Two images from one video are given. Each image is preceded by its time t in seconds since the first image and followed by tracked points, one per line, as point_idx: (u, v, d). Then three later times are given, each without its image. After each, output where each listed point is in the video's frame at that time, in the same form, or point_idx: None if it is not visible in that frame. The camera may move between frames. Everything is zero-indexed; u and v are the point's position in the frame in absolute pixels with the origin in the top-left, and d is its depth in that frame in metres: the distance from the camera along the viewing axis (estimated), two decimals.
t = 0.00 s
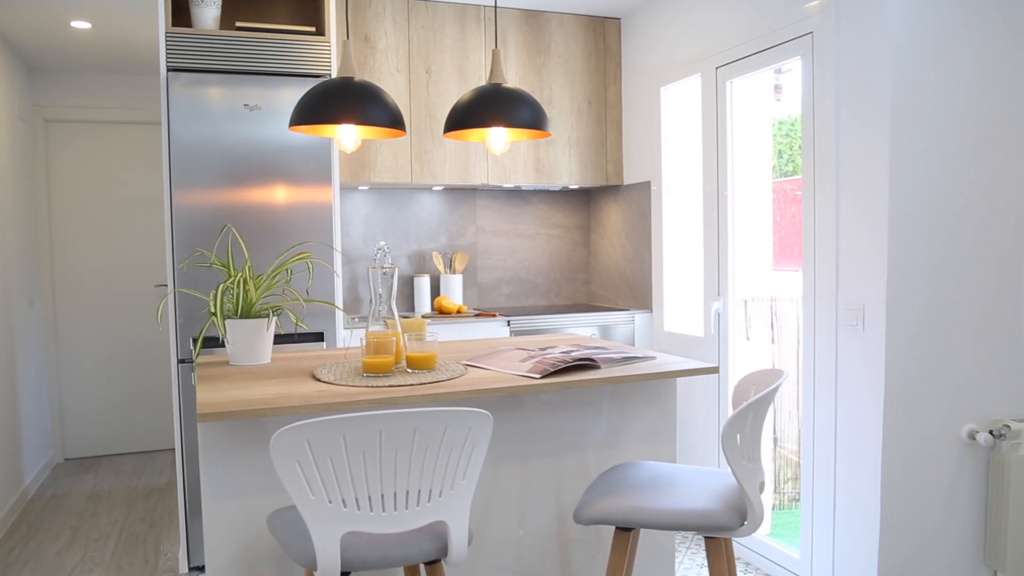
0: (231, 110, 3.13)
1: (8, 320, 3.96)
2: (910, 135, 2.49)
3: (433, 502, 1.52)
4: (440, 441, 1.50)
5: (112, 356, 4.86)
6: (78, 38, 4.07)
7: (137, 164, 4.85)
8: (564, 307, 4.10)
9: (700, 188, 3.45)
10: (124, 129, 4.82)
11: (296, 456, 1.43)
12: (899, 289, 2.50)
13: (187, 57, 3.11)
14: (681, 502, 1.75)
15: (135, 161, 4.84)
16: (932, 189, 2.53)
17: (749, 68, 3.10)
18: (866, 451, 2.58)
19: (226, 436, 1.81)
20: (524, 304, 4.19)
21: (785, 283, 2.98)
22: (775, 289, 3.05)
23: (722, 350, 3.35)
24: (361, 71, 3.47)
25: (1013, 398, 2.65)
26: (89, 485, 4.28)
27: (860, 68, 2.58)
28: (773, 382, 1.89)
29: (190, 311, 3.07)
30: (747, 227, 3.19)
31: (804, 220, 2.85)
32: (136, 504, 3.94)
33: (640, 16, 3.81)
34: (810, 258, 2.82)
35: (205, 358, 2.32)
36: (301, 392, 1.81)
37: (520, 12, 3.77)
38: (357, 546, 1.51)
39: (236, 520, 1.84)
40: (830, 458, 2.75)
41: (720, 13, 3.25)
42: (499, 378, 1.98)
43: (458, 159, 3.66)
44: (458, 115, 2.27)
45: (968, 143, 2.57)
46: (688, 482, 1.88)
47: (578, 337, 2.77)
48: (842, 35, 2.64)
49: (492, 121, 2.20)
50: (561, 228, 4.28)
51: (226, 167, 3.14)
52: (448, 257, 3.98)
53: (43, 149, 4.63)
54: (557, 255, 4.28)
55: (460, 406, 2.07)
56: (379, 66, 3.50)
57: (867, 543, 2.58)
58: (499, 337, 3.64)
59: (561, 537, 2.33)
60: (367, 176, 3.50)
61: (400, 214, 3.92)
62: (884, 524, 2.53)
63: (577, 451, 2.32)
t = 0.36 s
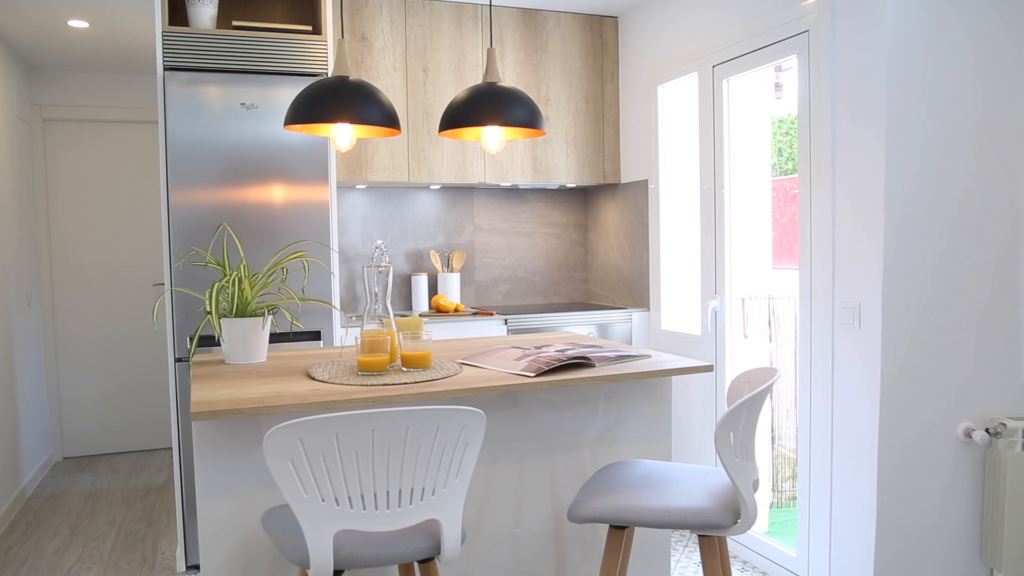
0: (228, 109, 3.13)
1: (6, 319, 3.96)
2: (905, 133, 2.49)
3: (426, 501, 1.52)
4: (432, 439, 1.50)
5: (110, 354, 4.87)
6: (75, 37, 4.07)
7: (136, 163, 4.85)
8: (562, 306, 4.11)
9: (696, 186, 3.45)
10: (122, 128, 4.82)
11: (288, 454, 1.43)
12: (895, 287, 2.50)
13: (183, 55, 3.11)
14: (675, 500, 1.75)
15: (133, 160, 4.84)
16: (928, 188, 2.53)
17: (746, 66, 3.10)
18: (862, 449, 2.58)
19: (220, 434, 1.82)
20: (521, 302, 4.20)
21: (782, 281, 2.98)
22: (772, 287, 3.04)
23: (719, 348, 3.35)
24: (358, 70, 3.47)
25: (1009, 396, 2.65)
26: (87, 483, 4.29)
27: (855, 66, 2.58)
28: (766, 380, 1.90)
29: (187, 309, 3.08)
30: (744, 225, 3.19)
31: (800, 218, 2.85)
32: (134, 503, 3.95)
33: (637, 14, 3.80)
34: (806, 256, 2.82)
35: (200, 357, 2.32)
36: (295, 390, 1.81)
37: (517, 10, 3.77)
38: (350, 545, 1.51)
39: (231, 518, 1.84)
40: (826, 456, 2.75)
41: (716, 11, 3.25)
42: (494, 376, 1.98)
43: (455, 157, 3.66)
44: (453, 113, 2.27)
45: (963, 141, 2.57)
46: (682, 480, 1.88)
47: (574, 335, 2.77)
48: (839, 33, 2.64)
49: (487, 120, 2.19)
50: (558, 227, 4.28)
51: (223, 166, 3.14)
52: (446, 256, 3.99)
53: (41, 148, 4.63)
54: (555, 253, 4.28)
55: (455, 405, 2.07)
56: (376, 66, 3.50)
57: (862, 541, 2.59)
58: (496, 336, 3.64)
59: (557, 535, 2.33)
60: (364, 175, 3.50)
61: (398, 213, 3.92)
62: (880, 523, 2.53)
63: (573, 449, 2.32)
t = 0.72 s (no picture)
0: (225, 108, 3.14)
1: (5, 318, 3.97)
2: (901, 131, 2.49)
3: (420, 499, 1.53)
4: (426, 437, 1.50)
5: (108, 353, 4.87)
6: (74, 37, 4.07)
7: (134, 162, 4.86)
8: (560, 304, 4.11)
9: (694, 184, 3.44)
10: (121, 127, 4.83)
11: (283, 453, 1.43)
12: (891, 285, 2.50)
13: (180, 54, 3.11)
14: (669, 499, 1.75)
15: (132, 159, 4.85)
16: (924, 186, 2.53)
17: (743, 65, 3.10)
18: (859, 446, 2.59)
19: (215, 433, 1.82)
20: (519, 301, 4.20)
21: (779, 279, 2.98)
22: (770, 285, 3.04)
23: (717, 345, 3.36)
24: (355, 69, 3.47)
25: (1005, 395, 2.65)
26: (86, 482, 4.29)
27: (852, 64, 2.58)
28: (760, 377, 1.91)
29: (185, 308, 3.08)
30: (741, 222, 3.19)
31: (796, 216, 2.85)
32: (133, 502, 3.95)
33: (634, 13, 3.80)
34: (803, 254, 2.82)
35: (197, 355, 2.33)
36: (290, 389, 1.82)
37: (515, 9, 3.78)
38: (343, 543, 1.52)
39: (226, 516, 1.85)
40: (823, 454, 2.75)
41: (713, 10, 3.25)
42: (489, 375, 1.98)
43: (453, 156, 3.66)
44: (449, 112, 2.27)
45: (961, 139, 2.57)
46: (677, 479, 1.88)
47: (570, 334, 2.77)
48: (835, 32, 2.64)
49: (484, 118, 2.19)
50: (556, 226, 4.28)
51: (220, 165, 3.14)
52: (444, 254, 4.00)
53: (40, 147, 4.64)
54: (553, 252, 4.28)
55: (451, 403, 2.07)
56: (374, 64, 3.50)
57: (859, 539, 2.59)
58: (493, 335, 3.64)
59: (553, 533, 2.33)
60: (362, 174, 3.50)
61: (396, 211, 3.92)
62: (876, 521, 2.53)
63: (569, 448, 2.32)
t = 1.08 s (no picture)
0: (223, 107, 3.14)
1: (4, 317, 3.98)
2: (898, 130, 2.49)
3: (414, 497, 1.53)
4: (420, 436, 1.50)
5: (107, 352, 4.88)
6: (73, 36, 4.08)
7: (134, 161, 4.86)
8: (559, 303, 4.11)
9: (692, 183, 3.45)
10: (119, 126, 4.83)
11: (277, 452, 1.43)
12: (888, 284, 2.50)
13: (178, 54, 3.11)
14: (663, 497, 1.75)
15: (131, 158, 4.85)
16: (921, 185, 2.53)
17: (740, 63, 3.10)
18: (855, 444, 2.59)
19: (210, 431, 1.82)
20: (518, 300, 4.20)
21: (776, 278, 2.99)
22: (768, 284, 3.04)
23: (714, 344, 3.36)
24: (353, 68, 3.47)
25: (1002, 393, 2.65)
26: (85, 481, 4.30)
27: (849, 62, 2.58)
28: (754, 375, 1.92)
29: (182, 307, 3.08)
30: (739, 221, 3.19)
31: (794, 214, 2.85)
32: (133, 500, 3.96)
33: (632, 12, 3.80)
34: (800, 253, 2.82)
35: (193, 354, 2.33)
36: (286, 388, 1.82)
37: (512, 8, 3.78)
38: (337, 541, 1.52)
39: (222, 515, 1.85)
40: (821, 452, 2.75)
41: (710, 9, 3.25)
42: (485, 374, 1.99)
43: (451, 155, 3.66)
44: (445, 111, 2.27)
45: (958, 137, 2.57)
46: (672, 478, 1.88)
47: (567, 332, 2.77)
48: (832, 30, 2.64)
49: (480, 117, 2.20)
50: (554, 224, 4.28)
51: (218, 164, 3.14)
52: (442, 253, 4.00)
53: (39, 147, 4.64)
54: (551, 251, 4.28)
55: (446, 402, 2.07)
56: (372, 64, 3.50)
57: (856, 537, 2.59)
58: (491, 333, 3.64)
59: (549, 532, 2.33)
60: (360, 173, 3.51)
61: (394, 210, 3.93)
62: (873, 520, 2.53)
63: (565, 446, 2.32)
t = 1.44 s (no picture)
0: (220, 106, 3.14)
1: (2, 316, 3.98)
2: (895, 129, 2.49)
3: (408, 495, 1.53)
4: (414, 434, 1.51)
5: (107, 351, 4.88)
6: (72, 35, 4.08)
7: (133, 161, 4.86)
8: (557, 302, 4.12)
9: (690, 181, 3.44)
10: (118, 125, 4.83)
11: (271, 450, 1.44)
12: (884, 282, 2.50)
13: (175, 53, 3.11)
14: (658, 496, 1.76)
15: (131, 158, 4.86)
16: (918, 183, 2.53)
17: (737, 62, 3.10)
18: (852, 443, 2.59)
19: (206, 430, 1.83)
20: (516, 299, 4.20)
21: (774, 277, 2.99)
22: (766, 283, 3.04)
23: (712, 343, 3.36)
24: (350, 67, 3.48)
25: (999, 392, 2.65)
26: (84, 479, 4.30)
27: (846, 61, 2.58)
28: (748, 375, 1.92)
29: (180, 306, 3.09)
30: (737, 219, 3.19)
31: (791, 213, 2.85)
32: (131, 499, 3.96)
33: (630, 10, 3.80)
34: (797, 252, 2.82)
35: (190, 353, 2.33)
36: (281, 387, 1.82)
37: (510, 7, 3.78)
38: (331, 540, 1.52)
39: (218, 514, 1.85)
40: (818, 451, 2.75)
41: (708, 8, 3.25)
42: (480, 372, 1.99)
43: (449, 154, 3.67)
44: (442, 109, 2.27)
45: (955, 136, 2.56)
46: (667, 476, 1.88)
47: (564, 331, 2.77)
48: (829, 29, 2.64)
49: (476, 116, 2.20)
50: (552, 223, 4.28)
51: (216, 163, 3.14)
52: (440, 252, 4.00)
53: (38, 146, 4.65)
54: (549, 250, 4.28)
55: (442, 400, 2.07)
56: (370, 63, 3.50)
57: (853, 536, 2.59)
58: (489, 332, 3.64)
59: (546, 531, 2.33)
60: (358, 172, 3.51)
61: (392, 209, 3.93)
62: (870, 518, 2.53)
63: (561, 445, 2.32)
